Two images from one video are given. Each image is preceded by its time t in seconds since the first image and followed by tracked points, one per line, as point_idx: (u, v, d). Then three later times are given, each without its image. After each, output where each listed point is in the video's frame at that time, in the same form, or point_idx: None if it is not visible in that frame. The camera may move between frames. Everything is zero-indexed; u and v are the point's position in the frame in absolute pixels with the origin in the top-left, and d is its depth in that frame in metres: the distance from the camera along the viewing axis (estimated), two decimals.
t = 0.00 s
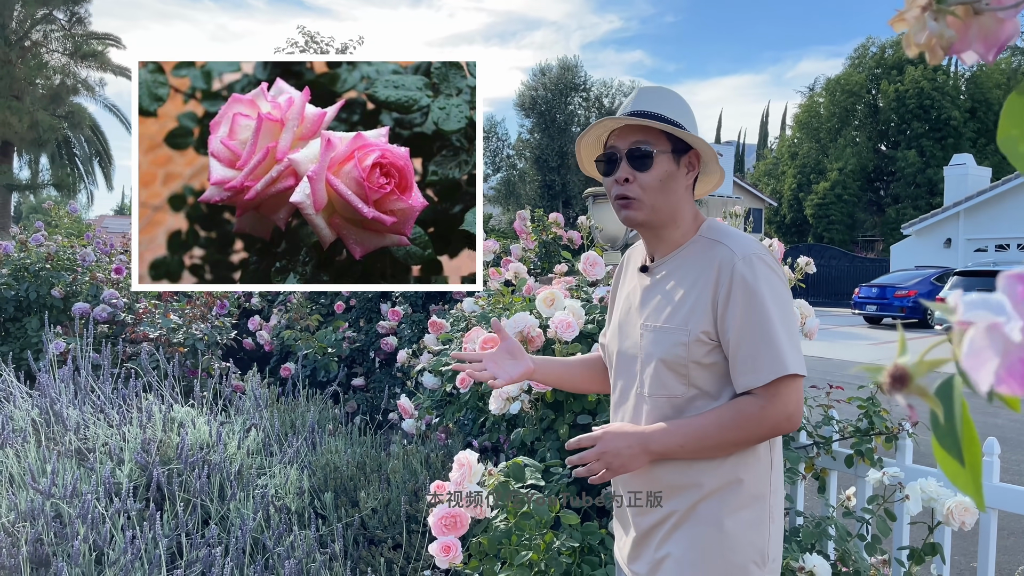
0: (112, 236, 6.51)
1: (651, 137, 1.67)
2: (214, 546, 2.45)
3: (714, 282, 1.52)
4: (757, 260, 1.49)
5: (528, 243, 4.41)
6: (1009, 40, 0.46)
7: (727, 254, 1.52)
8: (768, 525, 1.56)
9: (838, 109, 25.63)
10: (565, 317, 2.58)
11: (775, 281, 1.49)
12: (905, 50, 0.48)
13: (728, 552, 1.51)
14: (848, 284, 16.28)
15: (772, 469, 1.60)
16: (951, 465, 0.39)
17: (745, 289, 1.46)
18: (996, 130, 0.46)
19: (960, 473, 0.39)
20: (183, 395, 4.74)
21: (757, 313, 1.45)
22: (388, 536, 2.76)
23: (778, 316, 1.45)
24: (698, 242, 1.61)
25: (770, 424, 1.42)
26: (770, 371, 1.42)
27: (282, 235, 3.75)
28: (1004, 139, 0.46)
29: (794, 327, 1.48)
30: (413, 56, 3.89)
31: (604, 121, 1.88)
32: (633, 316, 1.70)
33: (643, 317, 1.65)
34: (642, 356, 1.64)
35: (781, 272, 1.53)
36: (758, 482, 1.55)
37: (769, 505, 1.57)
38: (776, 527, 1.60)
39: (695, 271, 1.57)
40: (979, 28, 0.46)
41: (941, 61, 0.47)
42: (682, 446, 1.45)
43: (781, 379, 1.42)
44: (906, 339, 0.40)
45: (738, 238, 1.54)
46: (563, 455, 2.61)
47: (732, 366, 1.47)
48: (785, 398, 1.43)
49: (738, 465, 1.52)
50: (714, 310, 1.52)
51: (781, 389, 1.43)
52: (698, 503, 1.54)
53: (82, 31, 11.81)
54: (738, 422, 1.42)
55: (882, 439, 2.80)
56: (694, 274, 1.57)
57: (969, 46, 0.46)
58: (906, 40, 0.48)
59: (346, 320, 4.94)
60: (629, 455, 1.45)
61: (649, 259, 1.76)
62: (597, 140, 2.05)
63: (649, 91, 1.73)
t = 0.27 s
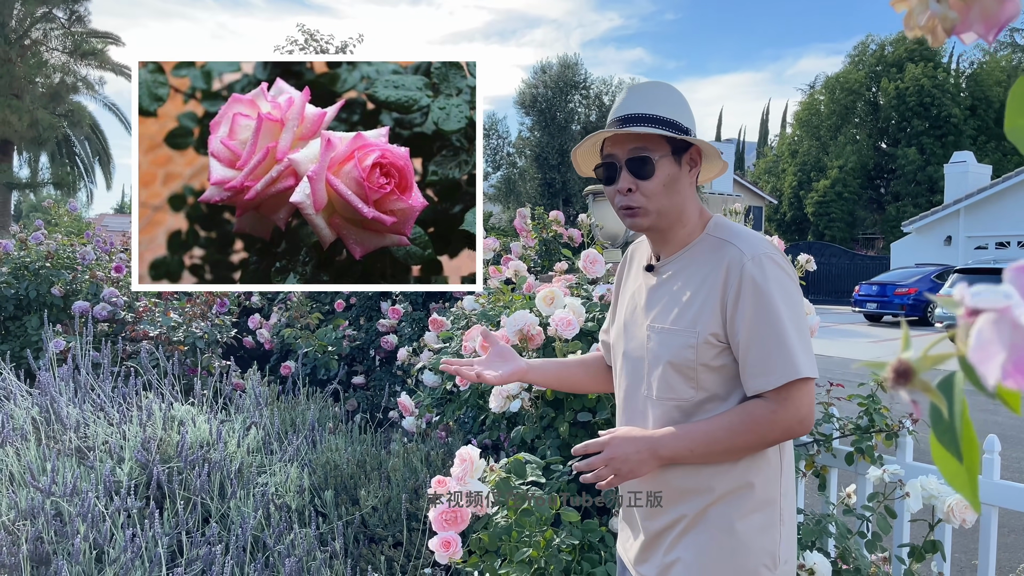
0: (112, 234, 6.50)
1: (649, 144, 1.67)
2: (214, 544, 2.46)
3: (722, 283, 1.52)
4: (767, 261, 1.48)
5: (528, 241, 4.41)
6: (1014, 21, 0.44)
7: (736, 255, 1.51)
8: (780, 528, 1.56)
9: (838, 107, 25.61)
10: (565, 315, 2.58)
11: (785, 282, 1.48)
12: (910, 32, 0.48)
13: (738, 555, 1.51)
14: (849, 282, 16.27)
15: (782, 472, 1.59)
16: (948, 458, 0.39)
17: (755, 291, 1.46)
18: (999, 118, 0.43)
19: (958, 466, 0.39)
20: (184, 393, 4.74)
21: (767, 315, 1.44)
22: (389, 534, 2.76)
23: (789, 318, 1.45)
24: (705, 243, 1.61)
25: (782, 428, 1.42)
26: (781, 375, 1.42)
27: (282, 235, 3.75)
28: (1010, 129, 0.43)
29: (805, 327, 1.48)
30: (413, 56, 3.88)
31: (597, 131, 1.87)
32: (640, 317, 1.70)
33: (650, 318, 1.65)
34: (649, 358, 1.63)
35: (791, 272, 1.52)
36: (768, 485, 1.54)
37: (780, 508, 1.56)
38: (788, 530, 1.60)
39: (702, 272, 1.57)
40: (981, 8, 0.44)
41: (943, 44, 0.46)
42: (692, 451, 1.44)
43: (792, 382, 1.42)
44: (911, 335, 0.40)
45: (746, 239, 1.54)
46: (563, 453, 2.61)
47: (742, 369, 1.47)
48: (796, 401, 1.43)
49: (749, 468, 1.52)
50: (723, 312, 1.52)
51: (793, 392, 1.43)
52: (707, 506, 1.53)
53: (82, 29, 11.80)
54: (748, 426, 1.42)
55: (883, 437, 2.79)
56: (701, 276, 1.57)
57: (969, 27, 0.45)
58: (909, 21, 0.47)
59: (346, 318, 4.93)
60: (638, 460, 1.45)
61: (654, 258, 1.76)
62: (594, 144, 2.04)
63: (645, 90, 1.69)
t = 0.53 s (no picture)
0: (110, 233, 6.50)
1: (654, 136, 1.67)
2: (212, 542, 2.46)
3: (723, 283, 1.52)
4: (768, 262, 1.48)
5: (527, 239, 4.40)
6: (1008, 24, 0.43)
7: (737, 255, 1.51)
8: (778, 527, 1.56)
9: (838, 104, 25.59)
10: (564, 312, 2.58)
11: (786, 283, 1.48)
12: (904, 34, 0.48)
13: (738, 555, 1.51)
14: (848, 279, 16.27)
15: (782, 471, 1.59)
16: (940, 457, 0.39)
17: (757, 292, 1.46)
18: (993, 117, 0.42)
19: (948, 464, 0.39)
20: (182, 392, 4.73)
21: (768, 316, 1.44)
22: (388, 532, 2.76)
23: (790, 320, 1.45)
24: (706, 241, 1.60)
25: (781, 430, 1.42)
26: (782, 377, 1.42)
27: (282, 235, 3.74)
28: (1005, 128, 0.42)
29: (806, 329, 1.48)
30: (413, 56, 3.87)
31: (600, 124, 1.87)
32: (640, 315, 1.70)
33: (650, 317, 1.65)
34: (649, 356, 1.63)
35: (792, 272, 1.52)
36: (767, 485, 1.54)
37: (779, 507, 1.57)
38: (787, 528, 1.60)
39: (703, 271, 1.57)
40: (975, 11, 0.44)
41: (937, 45, 0.45)
42: (691, 451, 1.44)
43: (793, 385, 1.42)
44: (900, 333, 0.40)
45: (748, 238, 1.54)
46: (562, 451, 2.62)
47: (742, 370, 1.47)
48: (796, 403, 1.43)
49: (748, 468, 1.52)
50: (723, 312, 1.51)
51: (793, 394, 1.43)
52: (707, 506, 1.53)
53: (80, 27, 11.79)
54: (748, 427, 1.43)
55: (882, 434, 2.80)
56: (702, 275, 1.57)
57: (965, 29, 0.44)
58: (904, 24, 0.47)
59: (345, 316, 4.93)
60: (637, 459, 1.45)
61: (655, 256, 1.76)
62: (597, 138, 2.05)
63: (651, 80, 1.72)
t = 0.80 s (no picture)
0: (109, 232, 6.49)
1: (653, 136, 1.67)
2: (211, 542, 2.45)
3: (718, 281, 1.52)
4: (763, 261, 1.48)
5: (525, 238, 4.40)
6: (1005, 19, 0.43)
7: (733, 254, 1.51)
8: (771, 521, 1.56)
9: (837, 103, 25.59)
10: (563, 311, 2.58)
11: (781, 282, 1.48)
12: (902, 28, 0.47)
13: (734, 550, 1.51)
14: (847, 278, 16.27)
15: (775, 466, 1.60)
16: (939, 460, 0.39)
17: (750, 291, 1.46)
18: (991, 113, 0.42)
19: (946, 465, 0.39)
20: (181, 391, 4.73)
21: (762, 314, 1.44)
22: (387, 531, 2.76)
23: (783, 319, 1.44)
24: (703, 239, 1.60)
25: (774, 427, 1.42)
26: (775, 375, 1.42)
27: (282, 235, 3.74)
28: (1003, 124, 0.42)
29: (800, 328, 1.47)
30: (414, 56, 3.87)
31: (602, 120, 1.87)
32: (637, 312, 1.70)
33: (646, 314, 1.65)
34: (645, 353, 1.63)
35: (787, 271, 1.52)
36: (762, 480, 1.55)
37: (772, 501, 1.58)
38: (779, 523, 1.61)
39: (700, 269, 1.57)
40: (973, 7, 0.44)
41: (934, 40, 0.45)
42: (686, 448, 1.44)
43: (786, 383, 1.42)
44: (896, 334, 0.40)
45: (744, 237, 1.54)
46: (561, 449, 2.62)
47: (736, 368, 1.47)
48: (790, 402, 1.43)
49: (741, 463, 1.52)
50: (718, 310, 1.51)
51: (786, 392, 1.43)
52: (705, 503, 1.53)
53: (79, 26, 11.80)
54: (742, 425, 1.43)
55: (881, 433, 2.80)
56: (699, 273, 1.57)
57: (961, 24, 0.44)
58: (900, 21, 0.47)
59: (344, 315, 4.93)
60: (633, 456, 1.44)
61: (653, 254, 1.76)
62: (599, 134, 2.04)
63: (649, 79, 1.72)
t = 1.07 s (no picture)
0: (108, 231, 6.48)
1: (651, 132, 1.67)
2: (210, 541, 2.45)
3: (711, 272, 1.52)
4: (755, 253, 1.48)
5: (525, 237, 4.40)
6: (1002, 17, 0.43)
7: (726, 246, 1.51)
8: (757, 516, 1.56)
9: (837, 102, 25.58)
10: (562, 311, 2.58)
11: (772, 275, 1.48)
12: (901, 25, 0.47)
13: (718, 542, 1.51)
14: (847, 277, 16.27)
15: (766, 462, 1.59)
16: (934, 456, 0.39)
17: (741, 282, 1.46)
18: (990, 112, 0.42)
19: (942, 462, 0.39)
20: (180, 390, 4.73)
21: (751, 305, 1.44)
22: (386, 530, 2.76)
23: (772, 311, 1.44)
24: (699, 233, 1.60)
25: (757, 418, 1.42)
26: (761, 365, 1.41)
27: (282, 235, 3.73)
28: (1002, 122, 0.42)
29: (790, 321, 1.47)
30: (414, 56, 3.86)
31: (605, 115, 1.87)
32: (633, 303, 1.70)
33: (641, 304, 1.65)
34: (638, 342, 1.64)
35: (780, 265, 1.51)
36: (748, 474, 1.55)
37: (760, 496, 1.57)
38: (766, 518, 1.60)
39: (693, 260, 1.57)
40: (971, 4, 0.43)
41: (932, 37, 0.45)
42: (673, 435, 1.44)
43: (772, 374, 1.42)
44: (891, 330, 0.40)
45: (738, 230, 1.54)
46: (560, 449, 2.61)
47: (724, 357, 1.47)
48: (775, 393, 1.42)
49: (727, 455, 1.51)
50: (709, 301, 1.51)
51: (772, 383, 1.42)
52: (690, 494, 1.54)
53: (78, 24, 11.79)
54: (728, 414, 1.42)
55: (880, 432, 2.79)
56: (692, 264, 1.57)
57: (959, 22, 0.44)
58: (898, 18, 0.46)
59: (343, 314, 4.93)
60: (622, 441, 1.45)
61: (653, 247, 1.76)
62: (604, 129, 2.05)
63: (647, 80, 1.72)
